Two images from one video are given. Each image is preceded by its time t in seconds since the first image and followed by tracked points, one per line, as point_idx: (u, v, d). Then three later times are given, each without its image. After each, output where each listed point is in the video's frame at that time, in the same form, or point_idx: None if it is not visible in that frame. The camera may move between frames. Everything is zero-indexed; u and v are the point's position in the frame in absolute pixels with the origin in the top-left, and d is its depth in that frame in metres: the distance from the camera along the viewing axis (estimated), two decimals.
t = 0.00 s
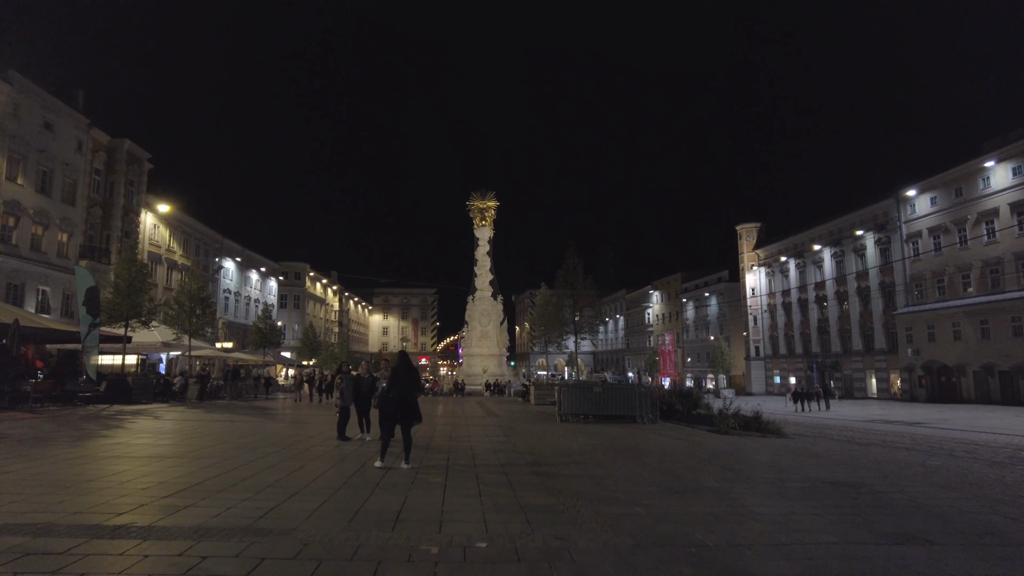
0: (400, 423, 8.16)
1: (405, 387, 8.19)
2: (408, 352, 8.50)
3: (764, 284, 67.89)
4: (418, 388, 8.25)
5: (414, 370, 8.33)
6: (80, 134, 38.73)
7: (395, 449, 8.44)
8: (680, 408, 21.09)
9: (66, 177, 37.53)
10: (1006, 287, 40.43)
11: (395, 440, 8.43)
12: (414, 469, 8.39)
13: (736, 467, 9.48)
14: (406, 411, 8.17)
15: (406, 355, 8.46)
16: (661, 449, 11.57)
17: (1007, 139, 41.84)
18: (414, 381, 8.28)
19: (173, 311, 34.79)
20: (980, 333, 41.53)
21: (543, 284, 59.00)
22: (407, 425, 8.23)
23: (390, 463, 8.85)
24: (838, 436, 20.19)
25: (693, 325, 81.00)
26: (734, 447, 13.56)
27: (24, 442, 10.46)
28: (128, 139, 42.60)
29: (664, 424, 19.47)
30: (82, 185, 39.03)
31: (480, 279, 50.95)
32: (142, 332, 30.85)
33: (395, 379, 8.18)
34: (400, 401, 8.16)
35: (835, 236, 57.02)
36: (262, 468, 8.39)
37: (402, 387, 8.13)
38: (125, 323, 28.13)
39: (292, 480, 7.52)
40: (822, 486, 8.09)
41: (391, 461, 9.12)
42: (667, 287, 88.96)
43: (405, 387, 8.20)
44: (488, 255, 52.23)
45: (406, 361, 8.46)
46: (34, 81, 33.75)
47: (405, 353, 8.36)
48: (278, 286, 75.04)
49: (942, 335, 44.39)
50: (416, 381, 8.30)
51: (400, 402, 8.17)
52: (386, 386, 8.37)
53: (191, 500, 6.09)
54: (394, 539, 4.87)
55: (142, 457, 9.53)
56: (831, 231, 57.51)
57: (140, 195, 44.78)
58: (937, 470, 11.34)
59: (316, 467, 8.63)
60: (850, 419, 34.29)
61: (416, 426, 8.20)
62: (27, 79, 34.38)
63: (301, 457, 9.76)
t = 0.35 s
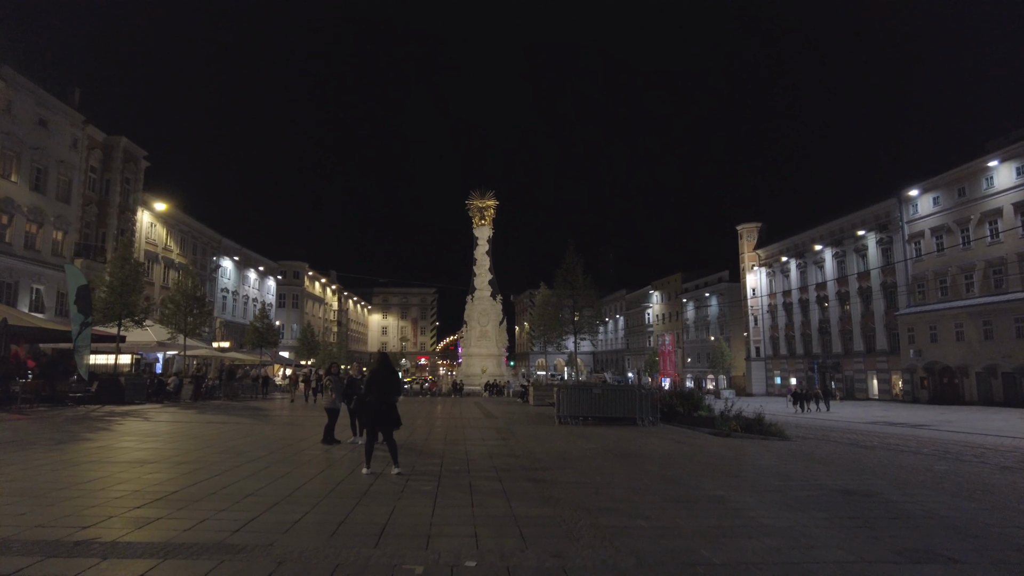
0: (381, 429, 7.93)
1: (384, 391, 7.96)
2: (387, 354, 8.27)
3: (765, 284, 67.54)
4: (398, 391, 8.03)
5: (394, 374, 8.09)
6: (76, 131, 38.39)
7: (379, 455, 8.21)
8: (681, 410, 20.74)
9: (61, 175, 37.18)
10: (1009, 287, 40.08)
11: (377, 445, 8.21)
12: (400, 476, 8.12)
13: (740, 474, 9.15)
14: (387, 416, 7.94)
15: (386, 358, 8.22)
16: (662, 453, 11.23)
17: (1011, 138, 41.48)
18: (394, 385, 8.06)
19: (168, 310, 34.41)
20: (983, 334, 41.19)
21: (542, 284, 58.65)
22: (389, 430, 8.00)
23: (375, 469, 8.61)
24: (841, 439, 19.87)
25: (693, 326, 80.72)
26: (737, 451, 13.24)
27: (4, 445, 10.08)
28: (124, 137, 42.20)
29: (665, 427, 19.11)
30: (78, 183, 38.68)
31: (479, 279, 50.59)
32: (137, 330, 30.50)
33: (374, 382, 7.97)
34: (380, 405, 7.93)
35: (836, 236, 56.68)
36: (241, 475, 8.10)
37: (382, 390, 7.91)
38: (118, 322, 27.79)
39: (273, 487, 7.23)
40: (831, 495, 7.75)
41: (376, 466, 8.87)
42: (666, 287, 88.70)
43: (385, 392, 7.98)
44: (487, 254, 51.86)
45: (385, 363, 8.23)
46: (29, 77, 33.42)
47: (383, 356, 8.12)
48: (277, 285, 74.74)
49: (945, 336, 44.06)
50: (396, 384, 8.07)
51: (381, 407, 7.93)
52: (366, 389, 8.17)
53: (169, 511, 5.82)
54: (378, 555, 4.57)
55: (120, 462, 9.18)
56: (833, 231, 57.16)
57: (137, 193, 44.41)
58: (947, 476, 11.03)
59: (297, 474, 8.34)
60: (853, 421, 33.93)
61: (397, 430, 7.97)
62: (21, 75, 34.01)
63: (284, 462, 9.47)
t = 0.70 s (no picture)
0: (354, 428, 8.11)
1: (360, 389, 8.16)
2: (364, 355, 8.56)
3: (764, 284, 67.24)
4: (373, 391, 8.24)
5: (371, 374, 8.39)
6: (69, 129, 37.99)
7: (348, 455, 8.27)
8: (681, 410, 20.37)
9: (53, 173, 36.78)
10: (1011, 287, 39.73)
11: (347, 445, 8.31)
12: (384, 478, 7.96)
13: (741, 476, 8.89)
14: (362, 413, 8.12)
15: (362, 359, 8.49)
16: (659, 454, 10.89)
17: (1012, 136, 41.16)
18: (369, 384, 8.35)
19: (161, 309, 34.00)
20: (984, 334, 40.85)
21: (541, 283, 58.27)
22: (363, 428, 8.15)
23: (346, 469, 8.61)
24: (843, 439, 19.51)
25: (692, 326, 80.37)
26: (738, 451, 12.90)
27: None
28: (118, 135, 41.78)
29: (664, 427, 18.77)
30: (70, 181, 38.28)
31: (477, 279, 50.22)
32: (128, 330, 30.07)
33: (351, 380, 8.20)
34: (355, 401, 8.08)
35: (836, 235, 56.39)
36: (216, 475, 7.86)
37: (358, 387, 8.13)
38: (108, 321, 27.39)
39: (248, 488, 6.98)
40: (834, 497, 7.47)
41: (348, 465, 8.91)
42: (666, 287, 88.34)
43: (360, 391, 8.15)
44: (485, 254, 51.52)
45: (360, 364, 8.51)
46: (20, 74, 33.04)
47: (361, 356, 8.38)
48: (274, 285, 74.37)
49: (946, 335, 43.72)
50: (369, 383, 8.30)
51: (357, 405, 8.08)
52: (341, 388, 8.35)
53: (139, 513, 5.55)
54: (353, 567, 4.21)
55: (91, 463, 8.81)
56: (832, 230, 56.87)
57: (132, 192, 44.02)
58: (954, 478, 10.70)
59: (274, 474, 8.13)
60: (853, 421, 33.60)
61: (370, 429, 8.14)
62: (12, 72, 33.60)
63: (259, 462, 9.24)
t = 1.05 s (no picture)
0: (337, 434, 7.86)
1: (343, 392, 7.98)
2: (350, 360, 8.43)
3: (765, 284, 66.92)
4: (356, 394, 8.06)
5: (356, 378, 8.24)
6: (62, 128, 37.59)
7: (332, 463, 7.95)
8: (681, 412, 19.99)
9: (47, 172, 36.39)
10: (1015, 287, 39.35)
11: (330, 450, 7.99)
12: (371, 486, 7.57)
13: (749, 483, 8.48)
14: (347, 418, 7.91)
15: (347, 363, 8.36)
16: (660, 459, 10.53)
17: (1016, 134, 40.76)
18: (352, 387, 8.15)
19: (154, 309, 33.62)
20: (986, 334, 40.50)
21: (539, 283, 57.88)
22: (346, 434, 7.91)
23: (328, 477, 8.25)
24: (845, 442, 19.20)
25: (692, 326, 80.02)
26: (740, 456, 12.54)
27: None
28: (113, 134, 41.36)
29: (664, 430, 18.41)
30: (64, 180, 37.88)
31: (475, 279, 49.84)
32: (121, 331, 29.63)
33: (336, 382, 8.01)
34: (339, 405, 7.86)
35: (836, 235, 56.10)
36: (193, 483, 7.52)
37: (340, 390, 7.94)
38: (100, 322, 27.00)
39: (222, 499, 6.55)
40: (849, 507, 7.07)
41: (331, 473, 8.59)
42: (665, 287, 88.02)
43: (344, 394, 7.97)
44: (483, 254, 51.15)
45: (344, 367, 8.29)
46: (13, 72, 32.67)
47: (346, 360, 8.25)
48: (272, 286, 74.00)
49: (948, 336, 43.36)
50: (352, 386, 8.14)
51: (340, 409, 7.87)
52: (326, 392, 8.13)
53: (98, 528, 5.14)
54: None
55: (61, 470, 8.37)
56: (833, 230, 56.52)
57: (127, 191, 43.60)
58: (964, 483, 10.36)
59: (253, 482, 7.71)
60: (854, 422, 33.29)
61: (353, 432, 7.92)
62: (5, 70, 33.26)
63: (240, 468, 8.82)
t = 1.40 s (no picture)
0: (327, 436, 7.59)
1: (334, 391, 7.72)
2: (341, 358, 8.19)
3: (766, 284, 66.57)
4: (346, 394, 7.79)
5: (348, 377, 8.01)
6: (58, 124, 37.25)
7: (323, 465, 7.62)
8: (684, 413, 19.60)
9: (42, 169, 36.06)
10: (1019, 286, 38.96)
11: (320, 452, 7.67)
12: (361, 490, 7.24)
13: (756, 487, 8.14)
14: (337, 419, 7.62)
15: (339, 362, 8.11)
16: (664, 461, 10.17)
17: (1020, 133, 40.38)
18: (341, 386, 7.85)
19: (149, 308, 33.27)
20: (990, 334, 40.13)
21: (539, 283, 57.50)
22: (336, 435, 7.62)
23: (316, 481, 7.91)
24: (852, 444, 18.79)
25: (693, 326, 79.66)
26: (747, 458, 12.16)
27: None
28: (109, 131, 41.00)
29: (666, 431, 18.04)
30: (60, 177, 37.53)
31: (475, 278, 49.48)
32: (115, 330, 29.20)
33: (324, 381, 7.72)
34: (328, 405, 7.59)
35: (838, 235, 55.73)
36: (175, 485, 7.23)
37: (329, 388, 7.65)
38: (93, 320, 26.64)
39: (201, 504, 6.24)
40: (864, 513, 6.70)
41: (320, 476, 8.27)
42: (666, 287, 87.63)
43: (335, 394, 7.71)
44: (483, 253, 50.80)
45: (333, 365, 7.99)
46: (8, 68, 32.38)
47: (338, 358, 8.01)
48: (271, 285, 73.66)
49: (952, 336, 42.97)
50: (343, 385, 7.88)
51: (330, 407, 7.60)
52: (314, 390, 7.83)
53: (64, 538, 4.83)
54: None
55: (37, 472, 8.01)
56: (835, 230, 56.16)
57: (124, 189, 43.23)
58: (980, 488, 9.97)
59: (237, 485, 7.40)
60: (857, 423, 32.96)
61: (343, 433, 7.61)
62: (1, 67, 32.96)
63: (226, 470, 8.50)
